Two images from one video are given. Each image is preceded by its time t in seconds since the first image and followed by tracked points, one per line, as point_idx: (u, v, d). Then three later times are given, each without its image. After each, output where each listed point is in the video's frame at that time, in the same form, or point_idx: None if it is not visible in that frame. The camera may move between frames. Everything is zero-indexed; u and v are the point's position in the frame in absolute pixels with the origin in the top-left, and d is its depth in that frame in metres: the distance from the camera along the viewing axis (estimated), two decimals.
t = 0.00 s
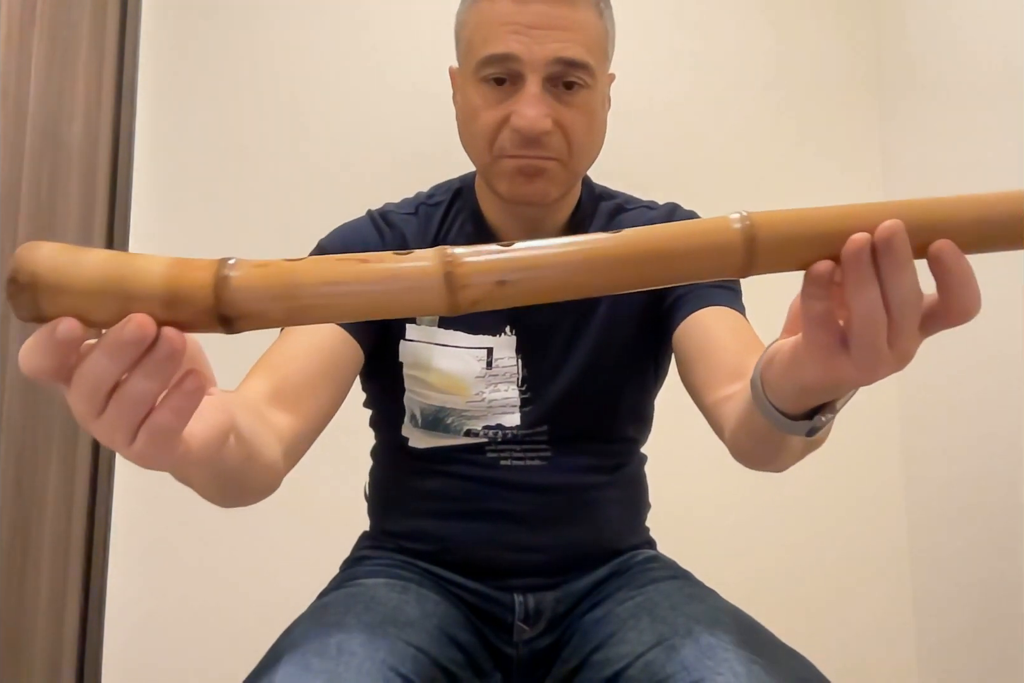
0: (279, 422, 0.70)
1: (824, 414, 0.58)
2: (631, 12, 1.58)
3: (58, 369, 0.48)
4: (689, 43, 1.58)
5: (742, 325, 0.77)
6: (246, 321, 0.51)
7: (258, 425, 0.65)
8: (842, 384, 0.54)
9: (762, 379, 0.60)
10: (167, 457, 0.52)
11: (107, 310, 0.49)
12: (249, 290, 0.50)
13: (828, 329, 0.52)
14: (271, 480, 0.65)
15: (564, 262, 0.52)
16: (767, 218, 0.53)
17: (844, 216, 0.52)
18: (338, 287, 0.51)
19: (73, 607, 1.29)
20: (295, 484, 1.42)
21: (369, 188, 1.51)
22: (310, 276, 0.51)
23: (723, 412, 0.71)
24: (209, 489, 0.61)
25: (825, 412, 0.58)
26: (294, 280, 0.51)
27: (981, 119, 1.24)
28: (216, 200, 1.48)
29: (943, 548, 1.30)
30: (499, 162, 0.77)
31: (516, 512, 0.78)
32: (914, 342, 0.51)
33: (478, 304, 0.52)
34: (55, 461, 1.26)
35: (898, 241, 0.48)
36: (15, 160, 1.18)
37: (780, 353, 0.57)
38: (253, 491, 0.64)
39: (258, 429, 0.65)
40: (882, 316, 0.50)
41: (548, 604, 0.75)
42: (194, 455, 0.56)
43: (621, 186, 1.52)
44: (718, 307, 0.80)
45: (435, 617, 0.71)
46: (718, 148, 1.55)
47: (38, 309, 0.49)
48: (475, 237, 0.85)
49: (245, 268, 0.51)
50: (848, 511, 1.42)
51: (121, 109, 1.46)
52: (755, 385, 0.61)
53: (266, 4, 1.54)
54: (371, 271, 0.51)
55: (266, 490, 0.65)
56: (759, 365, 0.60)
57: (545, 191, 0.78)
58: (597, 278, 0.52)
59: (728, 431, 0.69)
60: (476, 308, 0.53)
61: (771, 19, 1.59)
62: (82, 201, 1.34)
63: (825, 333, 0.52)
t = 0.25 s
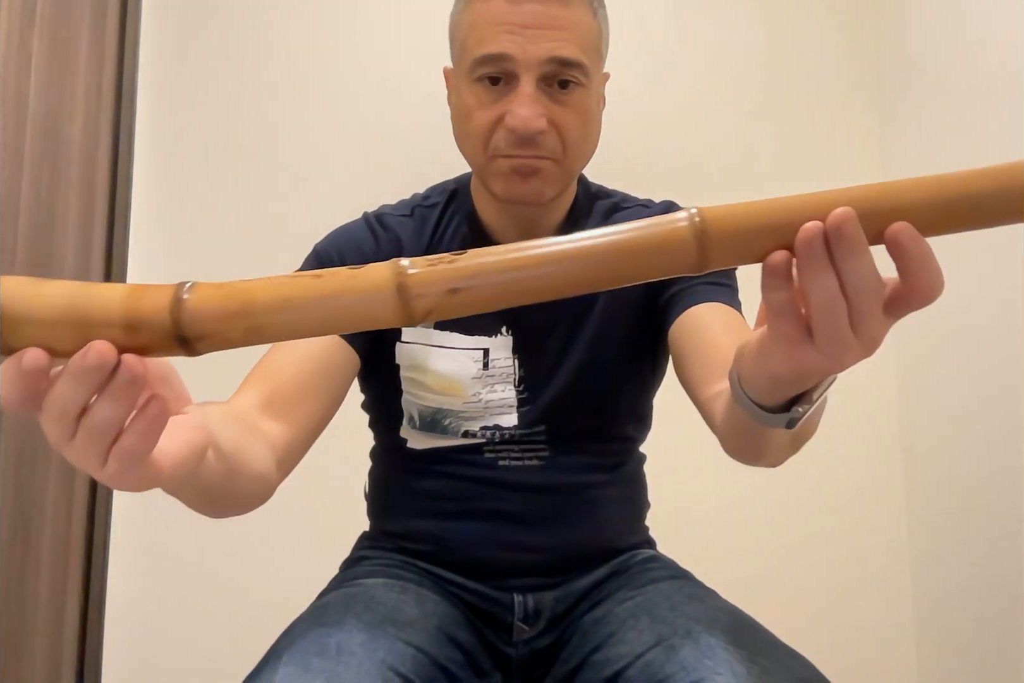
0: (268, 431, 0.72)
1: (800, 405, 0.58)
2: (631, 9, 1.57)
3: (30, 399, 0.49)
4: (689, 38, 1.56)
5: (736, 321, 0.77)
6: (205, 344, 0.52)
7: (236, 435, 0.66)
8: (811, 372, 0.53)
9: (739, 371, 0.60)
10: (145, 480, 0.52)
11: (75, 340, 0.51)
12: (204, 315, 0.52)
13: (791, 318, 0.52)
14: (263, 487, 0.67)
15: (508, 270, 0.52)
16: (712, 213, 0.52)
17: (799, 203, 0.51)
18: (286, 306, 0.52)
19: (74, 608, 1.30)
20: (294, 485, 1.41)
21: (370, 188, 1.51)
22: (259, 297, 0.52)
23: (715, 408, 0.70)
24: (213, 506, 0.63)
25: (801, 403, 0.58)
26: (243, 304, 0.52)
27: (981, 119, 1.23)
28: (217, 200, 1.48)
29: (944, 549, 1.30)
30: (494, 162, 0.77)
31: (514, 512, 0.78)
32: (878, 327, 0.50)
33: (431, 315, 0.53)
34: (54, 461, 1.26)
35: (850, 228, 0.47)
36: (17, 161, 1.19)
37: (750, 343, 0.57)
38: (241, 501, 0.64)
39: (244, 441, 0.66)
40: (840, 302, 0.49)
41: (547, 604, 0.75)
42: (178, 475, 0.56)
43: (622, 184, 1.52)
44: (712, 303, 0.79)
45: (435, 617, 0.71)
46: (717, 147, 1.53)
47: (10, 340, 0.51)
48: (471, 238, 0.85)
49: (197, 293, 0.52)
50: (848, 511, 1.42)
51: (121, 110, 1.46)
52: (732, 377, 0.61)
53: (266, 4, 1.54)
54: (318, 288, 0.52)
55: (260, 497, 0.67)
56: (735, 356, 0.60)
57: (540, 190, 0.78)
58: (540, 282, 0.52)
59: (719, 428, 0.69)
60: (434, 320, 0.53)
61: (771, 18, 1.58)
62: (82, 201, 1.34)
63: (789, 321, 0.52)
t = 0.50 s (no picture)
0: (266, 444, 0.74)
1: (783, 403, 0.57)
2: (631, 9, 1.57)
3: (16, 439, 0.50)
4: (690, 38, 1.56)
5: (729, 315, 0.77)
6: (179, 377, 0.52)
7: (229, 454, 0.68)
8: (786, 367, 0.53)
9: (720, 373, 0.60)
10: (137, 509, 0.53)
11: (53, 381, 0.51)
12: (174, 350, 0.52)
13: (761, 314, 0.52)
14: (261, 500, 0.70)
15: (471, 288, 0.52)
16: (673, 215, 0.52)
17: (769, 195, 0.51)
18: (251, 336, 0.52)
19: (74, 606, 1.32)
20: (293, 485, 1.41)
21: (369, 188, 1.50)
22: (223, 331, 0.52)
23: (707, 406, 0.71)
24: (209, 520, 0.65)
25: (783, 400, 0.57)
26: (209, 337, 0.52)
27: (981, 117, 1.22)
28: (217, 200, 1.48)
29: (945, 549, 1.30)
30: (490, 162, 0.77)
31: (513, 511, 0.78)
32: (849, 318, 0.50)
33: (401, 336, 0.53)
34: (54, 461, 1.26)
35: (811, 222, 0.47)
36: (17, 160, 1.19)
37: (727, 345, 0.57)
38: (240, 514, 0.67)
39: (240, 460, 0.68)
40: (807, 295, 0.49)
41: (547, 604, 0.75)
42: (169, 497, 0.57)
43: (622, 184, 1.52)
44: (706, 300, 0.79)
45: (435, 618, 0.71)
46: (717, 147, 1.53)
47: None
48: (467, 238, 0.85)
49: (166, 331, 0.53)
50: (849, 511, 1.41)
51: (121, 110, 1.47)
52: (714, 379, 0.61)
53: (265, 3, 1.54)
54: (280, 317, 0.52)
55: (257, 509, 0.69)
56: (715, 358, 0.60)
57: (536, 190, 0.78)
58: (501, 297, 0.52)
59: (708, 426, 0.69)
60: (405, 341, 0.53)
61: (771, 17, 1.57)
62: (81, 201, 1.35)
63: (759, 318, 0.52)
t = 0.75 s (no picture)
0: (265, 455, 0.77)
1: (760, 402, 0.57)
2: (630, 9, 1.57)
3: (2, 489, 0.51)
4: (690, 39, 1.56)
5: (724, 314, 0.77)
6: (156, 421, 0.54)
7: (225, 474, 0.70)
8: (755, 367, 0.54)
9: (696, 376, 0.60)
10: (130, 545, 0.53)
11: (36, 431, 0.52)
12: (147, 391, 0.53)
13: (725, 317, 0.52)
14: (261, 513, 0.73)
15: (427, 316, 0.52)
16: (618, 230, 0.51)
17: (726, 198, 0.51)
18: (213, 375, 0.53)
19: (74, 607, 1.31)
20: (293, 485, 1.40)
21: (370, 187, 1.50)
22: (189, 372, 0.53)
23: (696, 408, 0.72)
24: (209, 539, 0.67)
25: (760, 399, 0.57)
26: (173, 379, 0.53)
27: (982, 115, 1.22)
28: (218, 200, 1.48)
29: (947, 549, 1.29)
30: (487, 162, 0.77)
31: (512, 511, 0.78)
32: (812, 318, 0.50)
33: (364, 364, 0.54)
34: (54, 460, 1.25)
35: (763, 226, 0.47)
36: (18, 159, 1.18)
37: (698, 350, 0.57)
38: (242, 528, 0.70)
39: (237, 478, 0.71)
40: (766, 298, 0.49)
41: (547, 604, 0.75)
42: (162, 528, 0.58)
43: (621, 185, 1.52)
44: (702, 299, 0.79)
45: (435, 617, 0.71)
46: (719, 147, 1.53)
47: None
48: (464, 238, 0.85)
49: (133, 375, 0.54)
50: (849, 511, 1.41)
51: (121, 111, 1.47)
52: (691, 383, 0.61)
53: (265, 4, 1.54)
54: (240, 355, 0.53)
55: (258, 521, 0.72)
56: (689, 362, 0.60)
57: (533, 189, 0.77)
58: (452, 323, 0.52)
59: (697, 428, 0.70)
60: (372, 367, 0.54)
61: (772, 15, 1.56)
62: (81, 201, 1.35)
63: (723, 321, 0.53)
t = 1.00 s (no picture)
0: (263, 464, 0.78)
1: (734, 405, 0.59)
2: (630, 9, 1.57)
3: None
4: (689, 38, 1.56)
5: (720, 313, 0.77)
6: (135, 457, 0.54)
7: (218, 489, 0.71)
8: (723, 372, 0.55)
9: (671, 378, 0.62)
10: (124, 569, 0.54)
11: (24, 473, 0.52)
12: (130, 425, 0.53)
13: (687, 327, 0.54)
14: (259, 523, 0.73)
15: (388, 343, 0.52)
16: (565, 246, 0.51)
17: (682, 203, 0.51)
18: (181, 410, 0.53)
19: (74, 610, 1.30)
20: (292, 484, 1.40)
21: (370, 187, 1.50)
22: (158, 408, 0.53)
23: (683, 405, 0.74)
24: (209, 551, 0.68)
25: (734, 402, 0.59)
26: (144, 418, 0.53)
27: (982, 115, 1.22)
28: (218, 201, 1.48)
29: (947, 549, 1.29)
30: (485, 162, 0.77)
31: (511, 511, 0.78)
32: (772, 320, 0.51)
33: (332, 391, 0.53)
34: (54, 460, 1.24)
35: (714, 234, 0.47)
36: (17, 159, 1.18)
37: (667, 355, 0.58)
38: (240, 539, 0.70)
39: (232, 493, 0.72)
40: (725, 305, 0.50)
41: (546, 604, 0.75)
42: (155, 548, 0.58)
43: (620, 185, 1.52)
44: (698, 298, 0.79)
45: (435, 618, 0.71)
46: (718, 147, 1.53)
47: None
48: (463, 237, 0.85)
49: (104, 415, 0.54)
50: (849, 511, 1.41)
51: (120, 111, 1.47)
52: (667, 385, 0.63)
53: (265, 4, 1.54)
54: (207, 389, 0.53)
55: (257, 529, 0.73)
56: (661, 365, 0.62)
57: (531, 189, 0.77)
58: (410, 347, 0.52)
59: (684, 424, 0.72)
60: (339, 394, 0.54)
61: (772, 15, 1.56)
62: (81, 202, 1.34)
63: (687, 331, 0.54)
